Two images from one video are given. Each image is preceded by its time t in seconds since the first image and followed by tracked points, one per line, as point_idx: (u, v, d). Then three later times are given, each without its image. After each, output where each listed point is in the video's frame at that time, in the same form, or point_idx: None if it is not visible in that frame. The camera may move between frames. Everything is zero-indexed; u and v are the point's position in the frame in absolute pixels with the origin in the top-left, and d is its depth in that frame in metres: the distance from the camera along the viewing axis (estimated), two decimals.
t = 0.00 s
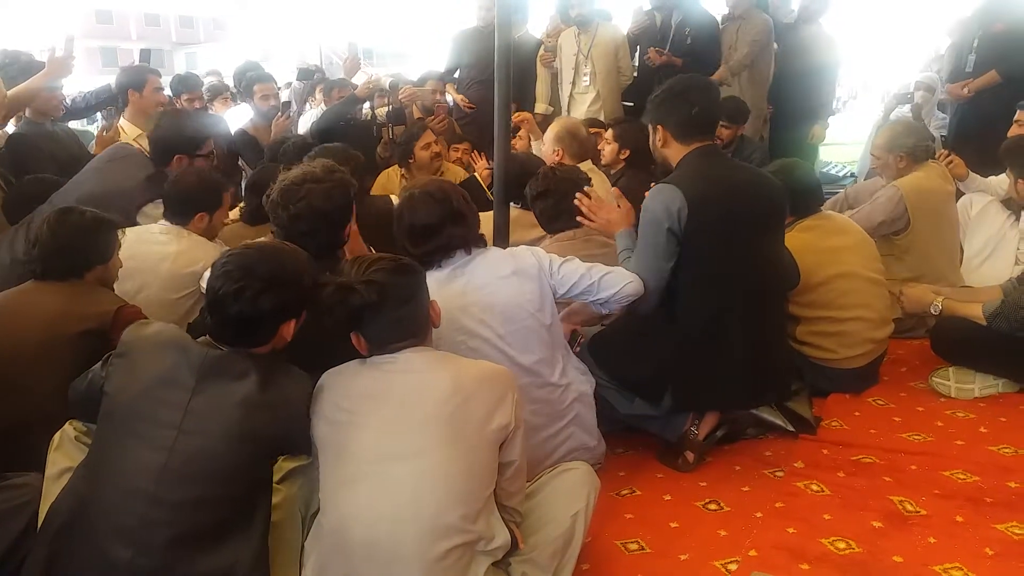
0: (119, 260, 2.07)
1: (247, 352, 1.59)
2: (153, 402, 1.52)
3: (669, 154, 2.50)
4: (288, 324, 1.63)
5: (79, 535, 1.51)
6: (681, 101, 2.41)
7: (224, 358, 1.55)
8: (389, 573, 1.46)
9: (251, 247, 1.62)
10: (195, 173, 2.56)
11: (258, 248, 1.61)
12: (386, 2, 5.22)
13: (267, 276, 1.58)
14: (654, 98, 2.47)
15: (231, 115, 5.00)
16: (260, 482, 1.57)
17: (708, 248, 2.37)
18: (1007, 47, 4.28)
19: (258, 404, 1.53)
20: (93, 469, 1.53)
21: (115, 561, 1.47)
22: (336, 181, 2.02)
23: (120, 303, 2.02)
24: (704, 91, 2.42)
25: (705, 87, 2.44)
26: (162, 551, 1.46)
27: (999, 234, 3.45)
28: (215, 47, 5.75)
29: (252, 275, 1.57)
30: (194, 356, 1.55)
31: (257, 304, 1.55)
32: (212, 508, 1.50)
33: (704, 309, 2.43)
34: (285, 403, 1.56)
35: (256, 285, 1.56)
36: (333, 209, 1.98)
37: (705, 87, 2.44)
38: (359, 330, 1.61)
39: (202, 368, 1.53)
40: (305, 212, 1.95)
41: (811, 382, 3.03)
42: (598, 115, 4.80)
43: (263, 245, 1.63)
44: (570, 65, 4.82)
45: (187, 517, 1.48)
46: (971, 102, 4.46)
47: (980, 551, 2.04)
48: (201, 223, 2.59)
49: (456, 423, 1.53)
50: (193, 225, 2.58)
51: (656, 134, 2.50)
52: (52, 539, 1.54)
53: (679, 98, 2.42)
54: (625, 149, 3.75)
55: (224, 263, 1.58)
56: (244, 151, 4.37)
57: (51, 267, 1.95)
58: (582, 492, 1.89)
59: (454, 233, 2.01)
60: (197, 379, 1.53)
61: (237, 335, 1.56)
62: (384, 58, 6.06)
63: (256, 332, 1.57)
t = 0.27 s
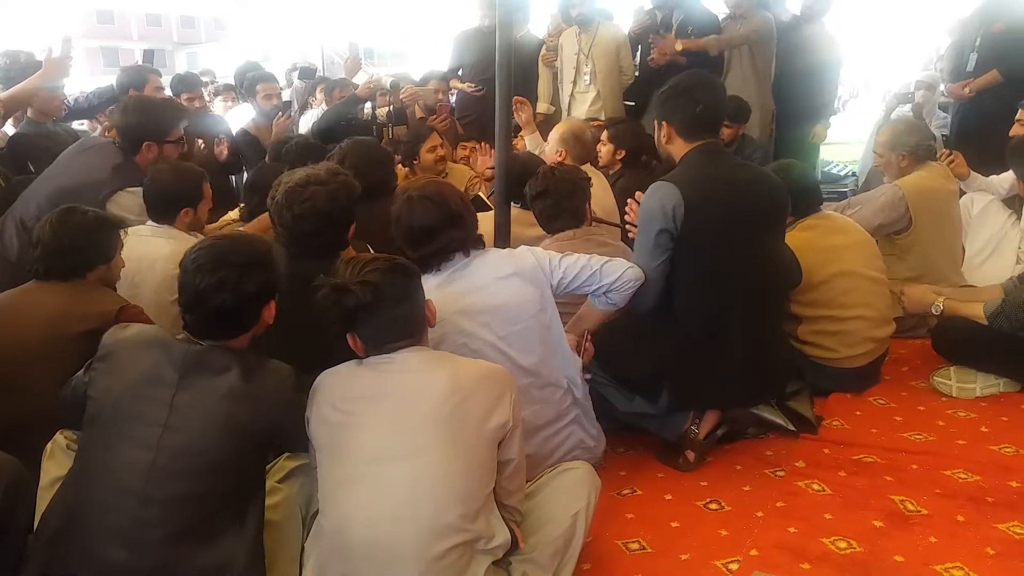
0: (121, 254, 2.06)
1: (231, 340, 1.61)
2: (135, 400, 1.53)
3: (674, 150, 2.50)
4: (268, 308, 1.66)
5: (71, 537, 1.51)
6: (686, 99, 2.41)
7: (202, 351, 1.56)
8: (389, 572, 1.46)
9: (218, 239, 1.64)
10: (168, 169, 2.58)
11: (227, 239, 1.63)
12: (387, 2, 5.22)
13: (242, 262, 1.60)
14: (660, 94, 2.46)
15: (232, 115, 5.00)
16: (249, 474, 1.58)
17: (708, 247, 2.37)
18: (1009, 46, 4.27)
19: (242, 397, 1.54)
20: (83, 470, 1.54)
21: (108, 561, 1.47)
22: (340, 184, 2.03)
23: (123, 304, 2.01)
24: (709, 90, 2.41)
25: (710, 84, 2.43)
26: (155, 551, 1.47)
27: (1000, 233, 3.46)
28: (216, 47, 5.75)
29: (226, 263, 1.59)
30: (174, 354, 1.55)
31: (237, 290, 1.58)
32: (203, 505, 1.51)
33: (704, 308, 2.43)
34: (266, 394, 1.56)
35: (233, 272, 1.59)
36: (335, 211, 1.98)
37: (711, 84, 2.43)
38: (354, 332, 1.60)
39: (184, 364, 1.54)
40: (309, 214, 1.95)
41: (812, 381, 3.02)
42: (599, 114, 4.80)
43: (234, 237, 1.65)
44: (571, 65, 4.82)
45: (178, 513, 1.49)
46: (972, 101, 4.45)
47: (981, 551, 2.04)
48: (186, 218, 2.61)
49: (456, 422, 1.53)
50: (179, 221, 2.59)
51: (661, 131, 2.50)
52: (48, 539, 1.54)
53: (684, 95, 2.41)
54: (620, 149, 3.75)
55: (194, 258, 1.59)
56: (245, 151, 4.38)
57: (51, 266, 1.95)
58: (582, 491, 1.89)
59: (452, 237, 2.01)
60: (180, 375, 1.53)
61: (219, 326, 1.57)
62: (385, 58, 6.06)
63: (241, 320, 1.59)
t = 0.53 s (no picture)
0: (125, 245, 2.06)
1: (192, 329, 1.60)
2: (97, 402, 1.50)
3: (674, 149, 2.50)
4: (224, 292, 1.65)
5: (54, 540, 1.50)
6: (687, 98, 2.40)
7: (165, 345, 1.54)
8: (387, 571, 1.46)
9: (160, 232, 1.63)
10: (159, 167, 2.61)
11: (173, 232, 1.64)
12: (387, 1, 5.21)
13: (190, 250, 1.61)
14: (661, 92, 2.46)
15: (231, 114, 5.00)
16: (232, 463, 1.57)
17: (707, 247, 2.37)
18: (1008, 48, 4.27)
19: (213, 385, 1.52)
20: (57, 472, 1.52)
21: (87, 563, 1.47)
22: (346, 186, 2.02)
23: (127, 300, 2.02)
24: (710, 89, 2.41)
25: (711, 83, 2.43)
26: (139, 551, 1.47)
27: (1000, 234, 3.46)
28: (215, 46, 5.74)
29: (175, 253, 1.59)
30: (134, 350, 1.53)
31: (191, 278, 1.58)
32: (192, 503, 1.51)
33: (703, 308, 2.42)
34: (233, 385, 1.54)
35: (182, 261, 1.58)
36: (342, 212, 1.98)
37: (712, 83, 2.43)
38: (345, 333, 1.59)
39: (144, 360, 1.51)
40: (315, 214, 1.94)
41: (811, 382, 3.02)
42: (598, 114, 4.80)
43: (181, 229, 1.66)
44: (571, 64, 4.82)
45: (157, 506, 1.47)
46: (971, 102, 4.45)
47: (981, 552, 2.04)
48: (179, 214, 2.66)
49: (454, 421, 1.52)
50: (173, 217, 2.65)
51: (661, 130, 2.50)
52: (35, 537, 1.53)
53: (685, 94, 2.41)
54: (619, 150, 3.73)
55: (141, 253, 1.58)
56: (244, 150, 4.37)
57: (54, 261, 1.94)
58: (581, 491, 1.89)
59: (444, 236, 2.01)
60: (142, 372, 1.50)
61: (179, 315, 1.56)
62: (384, 57, 6.06)
63: (197, 308, 1.58)
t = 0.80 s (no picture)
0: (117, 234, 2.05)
1: (143, 321, 1.55)
2: (58, 400, 1.48)
3: (673, 146, 2.49)
4: (171, 281, 1.60)
5: (38, 538, 1.50)
6: (687, 96, 2.40)
7: (121, 335, 1.50)
8: (388, 569, 1.46)
9: (98, 223, 1.56)
10: (163, 164, 2.62)
11: (113, 221, 1.56)
12: None
13: (132, 240, 1.53)
14: (661, 90, 2.45)
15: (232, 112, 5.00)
16: (204, 452, 1.56)
17: (706, 245, 2.37)
18: (1008, 47, 4.26)
19: (176, 373, 1.50)
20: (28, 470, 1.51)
21: (65, 560, 1.48)
22: (345, 184, 2.00)
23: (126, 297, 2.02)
24: (709, 88, 2.41)
25: (711, 82, 2.43)
26: (124, 550, 1.47)
27: (1000, 233, 3.44)
28: (215, 43, 5.74)
29: (116, 245, 1.52)
30: (90, 345, 1.49)
31: (137, 269, 1.52)
32: (176, 501, 1.52)
33: (702, 307, 2.42)
34: (189, 372, 1.51)
35: (126, 253, 1.51)
36: (341, 210, 1.97)
37: (712, 82, 2.43)
38: (342, 332, 1.58)
39: (100, 356, 1.48)
40: (314, 212, 1.92)
41: (811, 381, 3.02)
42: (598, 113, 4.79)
43: (120, 218, 1.58)
44: (571, 63, 4.82)
45: (125, 497, 1.47)
46: (971, 101, 4.45)
47: (981, 551, 2.04)
48: (181, 209, 2.66)
49: (453, 419, 1.52)
50: (174, 212, 2.65)
51: (661, 127, 2.49)
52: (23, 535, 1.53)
53: (686, 92, 2.41)
54: (619, 148, 3.74)
55: (80, 248, 1.52)
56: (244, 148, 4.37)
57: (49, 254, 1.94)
58: (582, 488, 1.88)
59: (443, 232, 2.00)
60: (98, 368, 1.48)
61: (127, 309, 1.51)
62: (384, 55, 6.06)
63: (145, 301, 1.53)
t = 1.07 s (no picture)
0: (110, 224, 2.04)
1: (118, 317, 1.53)
2: (41, 400, 1.45)
3: (668, 146, 2.49)
4: (142, 276, 1.58)
5: (31, 539, 1.49)
6: (683, 95, 2.41)
7: (99, 332, 1.48)
8: (385, 569, 1.46)
9: (63, 221, 1.53)
10: (159, 162, 2.61)
11: (81, 219, 1.53)
12: None
13: (100, 236, 1.51)
14: (657, 89, 2.45)
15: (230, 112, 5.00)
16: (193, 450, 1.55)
17: (705, 243, 2.37)
18: (1007, 43, 4.26)
19: (158, 368, 1.48)
20: (16, 471, 1.50)
21: (57, 560, 1.47)
22: (334, 181, 2.00)
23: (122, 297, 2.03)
24: (706, 86, 2.41)
25: (708, 80, 2.43)
26: (118, 550, 1.46)
27: (998, 231, 3.45)
28: (213, 42, 5.73)
29: (84, 242, 1.49)
30: (67, 344, 1.47)
31: (107, 264, 1.49)
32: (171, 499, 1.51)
33: (700, 305, 2.42)
34: (168, 364, 1.50)
35: (93, 249, 1.49)
36: (331, 207, 1.96)
37: (709, 80, 2.44)
38: (349, 324, 1.59)
39: (78, 355, 1.46)
40: (304, 211, 1.91)
41: (808, 379, 3.02)
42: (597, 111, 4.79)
43: (89, 214, 1.55)
44: (569, 61, 4.81)
45: (117, 494, 1.45)
46: (968, 99, 4.45)
47: (977, 548, 2.04)
48: (177, 206, 2.65)
49: (450, 418, 1.51)
50: (170, 210, 2.63)
51: (657, 126, 2.49)
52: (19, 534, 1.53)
53: (682, 91, 2.41)
54: (616, 145, 3.75)
55: (48, 246, 1.49)
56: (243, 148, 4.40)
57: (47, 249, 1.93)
58: (579, 487, 1.88)
59: (446, 228, 2.01)
60: (78, 367, 1.45)
61: (99, 306, 1.49)
62: (383, 54, 6.06)
63: (118, 298, 1.51)
